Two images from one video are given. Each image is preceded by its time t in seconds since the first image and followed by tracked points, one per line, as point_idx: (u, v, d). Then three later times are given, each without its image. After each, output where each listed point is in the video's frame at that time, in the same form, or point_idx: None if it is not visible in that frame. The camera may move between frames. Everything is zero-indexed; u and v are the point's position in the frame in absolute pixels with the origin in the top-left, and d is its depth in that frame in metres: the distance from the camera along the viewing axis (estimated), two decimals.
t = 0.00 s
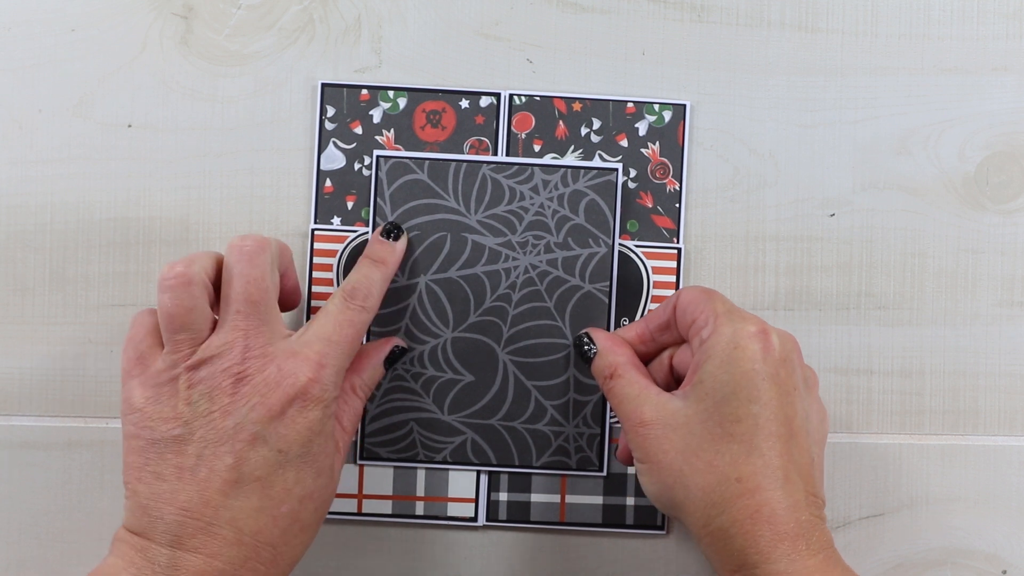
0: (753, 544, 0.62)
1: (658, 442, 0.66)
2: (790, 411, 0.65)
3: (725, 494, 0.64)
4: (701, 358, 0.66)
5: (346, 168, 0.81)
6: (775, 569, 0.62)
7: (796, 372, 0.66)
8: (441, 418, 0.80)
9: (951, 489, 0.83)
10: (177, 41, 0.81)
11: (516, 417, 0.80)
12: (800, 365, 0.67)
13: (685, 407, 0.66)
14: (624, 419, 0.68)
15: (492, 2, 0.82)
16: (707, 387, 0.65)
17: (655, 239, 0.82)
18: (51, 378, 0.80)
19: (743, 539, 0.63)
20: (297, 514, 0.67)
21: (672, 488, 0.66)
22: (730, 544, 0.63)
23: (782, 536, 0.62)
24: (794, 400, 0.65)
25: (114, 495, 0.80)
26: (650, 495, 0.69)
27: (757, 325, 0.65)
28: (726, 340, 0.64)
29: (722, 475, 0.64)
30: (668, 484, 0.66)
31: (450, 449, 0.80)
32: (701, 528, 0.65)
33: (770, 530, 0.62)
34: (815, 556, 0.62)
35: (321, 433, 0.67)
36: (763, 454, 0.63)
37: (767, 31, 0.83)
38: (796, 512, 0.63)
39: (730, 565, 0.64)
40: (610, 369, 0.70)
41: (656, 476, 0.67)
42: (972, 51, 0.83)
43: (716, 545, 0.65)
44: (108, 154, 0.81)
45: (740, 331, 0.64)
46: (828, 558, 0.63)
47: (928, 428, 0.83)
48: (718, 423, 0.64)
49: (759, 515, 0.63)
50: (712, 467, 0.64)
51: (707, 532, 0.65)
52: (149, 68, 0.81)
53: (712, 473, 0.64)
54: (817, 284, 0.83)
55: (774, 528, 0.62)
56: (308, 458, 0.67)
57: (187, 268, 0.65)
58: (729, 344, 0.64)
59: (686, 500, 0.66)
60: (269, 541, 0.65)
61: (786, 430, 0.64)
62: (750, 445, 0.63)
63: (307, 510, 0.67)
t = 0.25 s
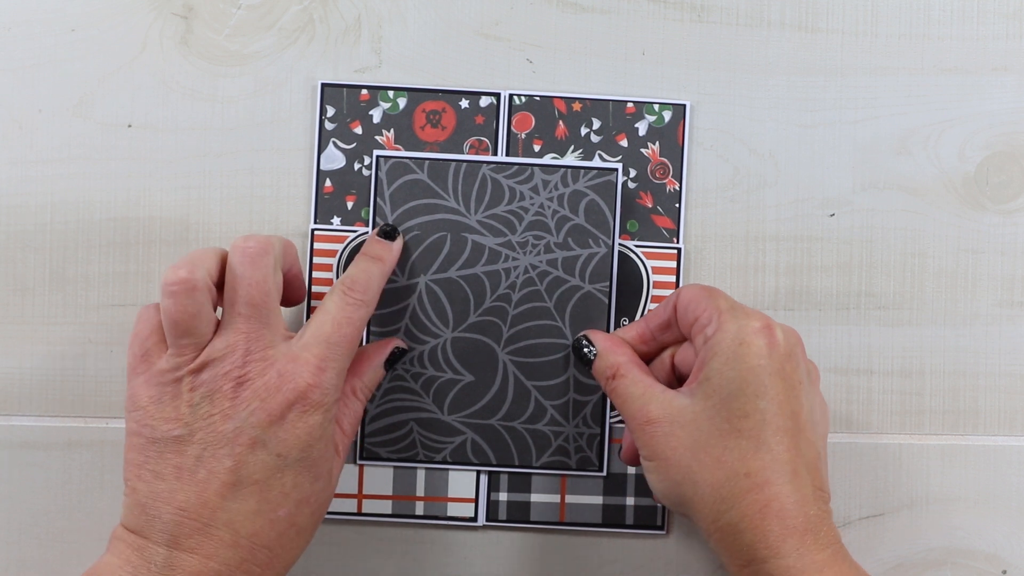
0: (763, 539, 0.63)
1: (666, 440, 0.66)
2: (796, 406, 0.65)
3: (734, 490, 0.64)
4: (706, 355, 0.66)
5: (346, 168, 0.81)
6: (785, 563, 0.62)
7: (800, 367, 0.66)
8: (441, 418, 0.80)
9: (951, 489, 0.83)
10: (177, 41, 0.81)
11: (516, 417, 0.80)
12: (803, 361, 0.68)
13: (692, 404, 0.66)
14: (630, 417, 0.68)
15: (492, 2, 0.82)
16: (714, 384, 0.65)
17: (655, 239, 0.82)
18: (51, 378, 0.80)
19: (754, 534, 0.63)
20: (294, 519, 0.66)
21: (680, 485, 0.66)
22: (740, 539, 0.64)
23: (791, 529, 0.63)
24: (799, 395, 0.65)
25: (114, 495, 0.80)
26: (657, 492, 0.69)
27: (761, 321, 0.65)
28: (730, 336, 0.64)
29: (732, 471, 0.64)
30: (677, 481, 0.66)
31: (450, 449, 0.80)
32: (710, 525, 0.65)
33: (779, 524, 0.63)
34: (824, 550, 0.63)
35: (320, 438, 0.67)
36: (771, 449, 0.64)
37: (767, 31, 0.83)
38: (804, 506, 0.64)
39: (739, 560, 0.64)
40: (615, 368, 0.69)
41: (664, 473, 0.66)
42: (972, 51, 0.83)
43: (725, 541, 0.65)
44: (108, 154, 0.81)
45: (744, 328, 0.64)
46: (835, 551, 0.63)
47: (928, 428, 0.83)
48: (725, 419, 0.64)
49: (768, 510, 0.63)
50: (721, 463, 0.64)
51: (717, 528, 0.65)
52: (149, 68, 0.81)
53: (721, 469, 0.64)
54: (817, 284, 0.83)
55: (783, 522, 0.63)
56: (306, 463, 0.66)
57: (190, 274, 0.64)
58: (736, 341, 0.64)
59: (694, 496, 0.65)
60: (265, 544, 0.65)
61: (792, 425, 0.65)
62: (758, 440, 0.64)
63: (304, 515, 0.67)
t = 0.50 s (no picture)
0: (758, 540, 0.63)
1: (663, 440, 0.66)
2: (793, 407, 0.65)
3: (730, 491, 0.64)
4: (704, 356, 0.65)
5: (346, 168, 0.81)
6: (780, 564, 0.62)
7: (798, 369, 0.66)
8: (441, 418, 0.80)
9: (951, 489, 0.83)
10: (177, 41, 0.81)
11: (516, 417, 0.80)
12: (801, 363, 0.68)
13: (690, 405, 0.66)
14: (627, 417, 0.68)
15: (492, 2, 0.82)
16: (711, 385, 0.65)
17: (655, 239, 0.82)
18: (51, 379, 0.80)
19: (749, 536, 0.63)
20: (290, 517, 0.66)
21: (676, 485, 0.66)
22: (735, 540, 0.64)
23: (786, 531, 0.63)
24: (797, 396, 0.65)
25: (115, 495, 0.80)
26: (653, 493, 0.69)
27: (760, 322, 0.65)
28: (729, 337, 0.64)
29: (728, 472, 0.64)
30: (673, 482, 0.65)
31: (450, 449, 0.80)
32: (706, 525, 0.65)
33: (775, 526, 0.63)
34: (819, 552, 0.63)
35: (317, 437, 0.67)
36: (768, 450, 0.64)
37: (766, 31, 0.83)
38: (800, 508, 0.64)
39: (734, 561, 0.64)
40: (613, 367, 0.69)
41: (660, 473, 0.66)
42: (972, 51, 0.83)
43: (721, 541, 0.65)
44: (108, 154, 0.81)
45: (743, 329, 0.64)
46: (831, 553, 0.63)
47: (928, 428, 0.83)
48: (722, 419, 0.64)
49: (764, 511, 0.63)
50: (717, 464, 0.64)
51: (713, 529, 0.65)
52: (149, 68, 0.81)
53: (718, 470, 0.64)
54: (817, 284, 0.83)
55: (779, 523, 0.63)
56: (303, 461, 0.66)
57: (188, 276, 0.63)
58: (734, 341, 0.64)
59: (690, 497, 0.65)
60: (261, 542, 0.65)
61: (789, 427, 0.65)
62: (755, 441, 0.64)
63: (300, 513, 0.67)
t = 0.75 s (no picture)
0: (758, 537, 0.63)
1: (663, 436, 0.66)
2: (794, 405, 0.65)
3: (729, 487, 0.64)
4: (705, 353, 0.66)
5: (347, 168, 0.81)
6: (779, 562, 0.62)
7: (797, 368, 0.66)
8: (441, 418, 0.80)
9: (951, 489, 0.83)
10: (177, 41, 0.81)
11: (516, 417, 0.80)
12: (801, 361, 0.68)
13: (689, 403, 0.66)
14: (626, 415, 0.68)
15: (492, 2, 0.82)
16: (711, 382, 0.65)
17: (655, 239, 0.82)
18: (51, 379, 0.80)
19: (748, 533, 0.63)
20: (272, 510, 0.66)
21: (675, 482, 0.66)
22: (734, 537, 0.64)
23: (785, 528, 0.62)
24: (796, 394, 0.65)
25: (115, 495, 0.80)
26: (651, 491, 0.69)
27: (760, 320, 0.65)
28: (728, 334, 0.65)
29: (727, 469, 0.64)
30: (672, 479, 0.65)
31: (450, 449, 0.80)
32: (705, 522, 0.65)
33: (774, 523, 0.63)
34: (818, 550, 0.63)
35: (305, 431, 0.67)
36: (767, 447, 0.64)
37: (767, 31, 0.83)
38: (799, 506, 0.63)
39: (733, 559, 0.64)
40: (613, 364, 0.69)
41: (658, 470, 0.66)
42: (972, 51, 0.83)
43: (720, 539, 0.65)
44: (108, 154, 0.81)
45: (742, 326, 0.65)
46: (830, 551, 0.63)
47: (929, 428, 0.83)
48: (721, 416, 0.64)
49: (763, 508, 0.63)
50: (716, 460, 0.64)
51: (712, 526, 0.65)
52: (149, 68, 0.81)
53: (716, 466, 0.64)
54: (817, 284, 0.83)
55: (778, 520, 0.63)
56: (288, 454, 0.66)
57: (183, 271, 0.61)
58: (734, 339, 0.64)
59: (689, 494, 0.65)
60: (242, 533, 0.65)
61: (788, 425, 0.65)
62: (754, 438, 0.64)
63: (282, 508, 0.66)
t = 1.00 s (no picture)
0: (759, 535, 0.63)
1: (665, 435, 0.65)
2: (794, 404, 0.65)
3: (731, 486, 0.64)
4: (706, 352, 0.65)
5: (347, 168, 0.81)
6: (780, 560, 0.62)
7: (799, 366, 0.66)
8: (441, 418, 0.80)
9: (951, 489, 0.83)
10: (177, 41, 0.81)
11: (516, 417, 0.80)
12: (802, 360, 0.68)
13: (690, 401, 0.66)
14: (627, 413, 0.68)
15: (492, 2, 0.82)
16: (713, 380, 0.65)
17: (655, 239, 0.82)
18: (51, 379, 0.80)
19: (749, 531, 0.63)
20: (293, 536, 0.67)
21: (676, 480, 0.66)
22: (735, 535, 0.64)
23: (787, 527, 0.63)
24: (797, 393, 0.65)
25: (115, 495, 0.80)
26: (653, 489, 0.69)
27: (762, 318, 0.65)
28: (731, 333, 0.64)
29: (728, 467, 0.64)
30: (673, 477, 0.65)
31: (450, 448, 0.80)
32: (707, 521, 0.65)
33: (776, 521, 0.63)
34: (819, 548, 0.63)
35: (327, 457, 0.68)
36: (768, 446, 0.64)
37: (766, 31, 0.83)
38: (800, 504, 0.64)
39: (734, 557, 0.64)
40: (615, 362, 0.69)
41: (660, 468, 0.66)
42: (972, 51, 0.83)
43: (721, 537, 0.65)
44: (108, 154, 0.81)
45: (745, 325, 0.64)
46: (831, 550, 0.63)
47: (929, 428, 0.83)
48: (723, 415, 0.64)
49: (765, 507, 0.63)
50: (718, 459, 0.64)
51: (713, 524, 0.65)
52: (149, 68, 0.81)
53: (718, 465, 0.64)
54: (817, 284, 0.83)
55: (779, 519, 0.63)
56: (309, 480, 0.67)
57: (209, 300, 0.60)
58: (737, 337, 0.64)
59: (690, 492, 0.65)
60: (263, 558, 0.66)
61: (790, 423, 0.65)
62: (756, 437, 0.64)
63: (302, 533, 0.67)
